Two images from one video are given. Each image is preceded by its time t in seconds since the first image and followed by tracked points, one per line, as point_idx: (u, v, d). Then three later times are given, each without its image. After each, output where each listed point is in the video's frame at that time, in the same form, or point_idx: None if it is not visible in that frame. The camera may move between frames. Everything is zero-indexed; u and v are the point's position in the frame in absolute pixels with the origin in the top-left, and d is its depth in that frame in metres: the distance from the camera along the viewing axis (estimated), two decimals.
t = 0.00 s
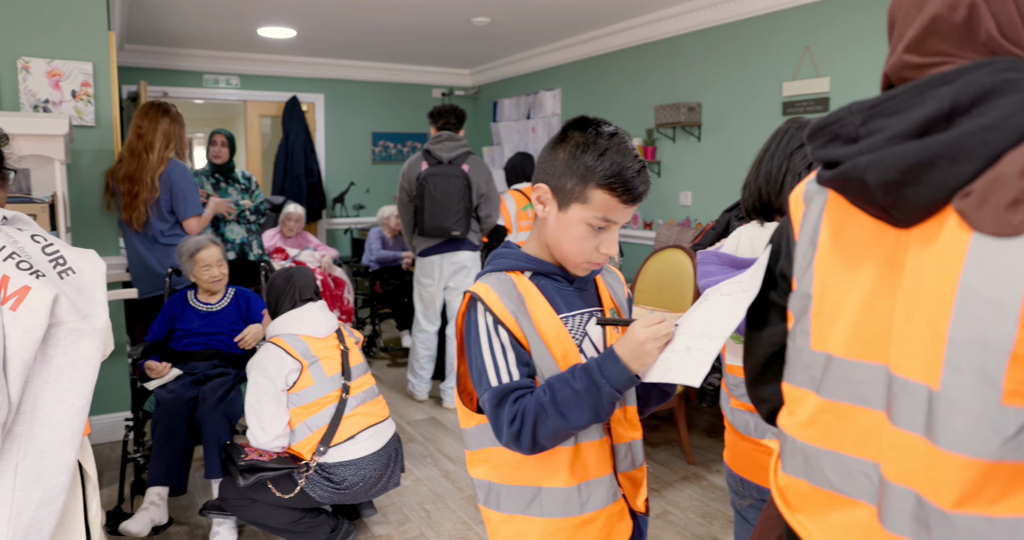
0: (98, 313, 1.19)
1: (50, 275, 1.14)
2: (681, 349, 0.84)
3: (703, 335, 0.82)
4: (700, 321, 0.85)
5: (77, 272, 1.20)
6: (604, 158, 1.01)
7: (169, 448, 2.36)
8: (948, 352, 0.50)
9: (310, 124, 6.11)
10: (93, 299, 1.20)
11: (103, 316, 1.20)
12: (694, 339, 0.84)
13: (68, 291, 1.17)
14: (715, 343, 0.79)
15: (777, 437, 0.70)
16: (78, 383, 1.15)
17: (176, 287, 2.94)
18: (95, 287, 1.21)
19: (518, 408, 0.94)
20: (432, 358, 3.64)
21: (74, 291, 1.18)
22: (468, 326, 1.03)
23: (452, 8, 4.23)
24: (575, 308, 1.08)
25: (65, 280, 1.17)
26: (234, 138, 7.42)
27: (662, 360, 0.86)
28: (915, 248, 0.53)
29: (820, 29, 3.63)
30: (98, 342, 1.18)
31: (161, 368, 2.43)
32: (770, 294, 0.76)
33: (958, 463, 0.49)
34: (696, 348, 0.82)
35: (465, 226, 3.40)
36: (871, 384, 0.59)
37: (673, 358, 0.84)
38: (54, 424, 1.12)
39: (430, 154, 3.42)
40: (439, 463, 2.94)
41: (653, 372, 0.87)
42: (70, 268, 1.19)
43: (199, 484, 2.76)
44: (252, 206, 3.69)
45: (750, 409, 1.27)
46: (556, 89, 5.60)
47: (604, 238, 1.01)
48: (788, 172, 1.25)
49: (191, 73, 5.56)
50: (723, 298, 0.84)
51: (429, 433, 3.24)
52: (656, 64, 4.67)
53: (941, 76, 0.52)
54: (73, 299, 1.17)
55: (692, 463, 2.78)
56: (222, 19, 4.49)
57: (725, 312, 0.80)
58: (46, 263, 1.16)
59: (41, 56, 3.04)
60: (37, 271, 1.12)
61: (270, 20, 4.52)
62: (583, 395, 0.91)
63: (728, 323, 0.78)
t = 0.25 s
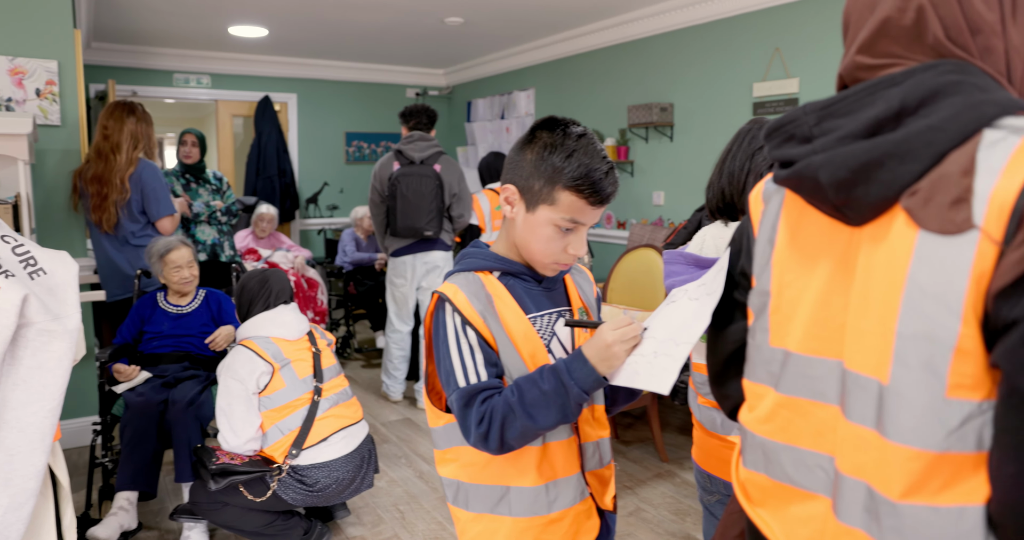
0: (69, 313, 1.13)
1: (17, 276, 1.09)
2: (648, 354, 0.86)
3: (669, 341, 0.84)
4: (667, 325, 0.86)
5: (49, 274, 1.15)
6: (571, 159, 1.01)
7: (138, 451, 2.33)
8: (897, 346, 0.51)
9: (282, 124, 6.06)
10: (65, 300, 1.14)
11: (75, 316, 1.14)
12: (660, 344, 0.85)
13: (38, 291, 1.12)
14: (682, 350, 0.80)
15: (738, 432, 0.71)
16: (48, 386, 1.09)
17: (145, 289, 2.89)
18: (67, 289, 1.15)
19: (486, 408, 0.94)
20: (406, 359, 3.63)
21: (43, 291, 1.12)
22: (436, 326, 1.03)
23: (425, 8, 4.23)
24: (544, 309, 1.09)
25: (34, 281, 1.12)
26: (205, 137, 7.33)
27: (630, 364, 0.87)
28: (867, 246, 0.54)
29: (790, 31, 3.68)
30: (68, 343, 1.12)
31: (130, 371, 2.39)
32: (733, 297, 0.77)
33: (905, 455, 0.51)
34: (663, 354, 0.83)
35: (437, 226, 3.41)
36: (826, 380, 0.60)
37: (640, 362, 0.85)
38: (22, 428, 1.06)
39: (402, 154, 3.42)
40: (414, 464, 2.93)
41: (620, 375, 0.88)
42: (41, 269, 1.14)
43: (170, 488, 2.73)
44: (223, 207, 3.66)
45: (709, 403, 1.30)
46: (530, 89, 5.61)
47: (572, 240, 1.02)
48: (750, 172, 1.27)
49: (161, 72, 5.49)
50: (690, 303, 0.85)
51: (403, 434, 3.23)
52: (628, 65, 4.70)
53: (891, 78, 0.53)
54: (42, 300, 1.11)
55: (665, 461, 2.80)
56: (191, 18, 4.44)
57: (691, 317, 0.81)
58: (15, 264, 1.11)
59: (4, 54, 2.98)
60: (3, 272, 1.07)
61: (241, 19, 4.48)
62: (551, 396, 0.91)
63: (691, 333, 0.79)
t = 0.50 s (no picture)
0: (29, 315, 1.24)
1: None
2: (614, 354, 0.87)
3: (635, 340, 0.85)
4: (634, 325, 0.88)
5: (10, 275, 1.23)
6: (538, 161, 1.02)
7: (106, 456, 2.30)
8: (842, 340, 0.53)
9: (254, 123, 6.00)
10: (27, 301, 1.25)
11: (35, 319, 1.26)
12: (626, 344, 0.86)
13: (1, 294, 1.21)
14: (647, 347, 0.82)
15: (700, 429, 0.73)
16: (10, 381, 1.20)
17: (112, 291, 2.85)
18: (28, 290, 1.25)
19: (454, 409, 0.94)
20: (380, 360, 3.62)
21: (6, 294, 1.22)
22: (405, 327, 1.03)
23: (398, 8, 4.22)
24: (512, 309, 1.09)
25: None
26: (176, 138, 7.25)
27: (596, 365, 0.89)
28: (816, 245, 0.56)
29: (759, 33, 3.73)
30: (29, 343, 1.24)
31: (98, 374, 2.37)
32: (697, 296, 0.79)
33: (849, 446, 0.52)
34: (629, 354, 0.85)
35: (409, 226, 3.40)
36: (779, 375, 0.61)
37: (607, 362, 0.87)
38: None
39: (373, 155, 3.41)
40: (388, 465, 2.92)
41: (588, 376, 0.89)
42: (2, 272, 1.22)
43: (140, 492, 2.70)
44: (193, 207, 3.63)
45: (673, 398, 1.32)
46: (504, 90, 5.62)
47: (539, 241, 1.03)
48: (714, 173, 1.29)
49: (130, 71, 5.41)
50: (655, 303, 0.85)
51: (377, 435, 3.22)
52: (601, 66, 4.73)
53: (836, 81, 0.55)
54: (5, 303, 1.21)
55: (638, 459, 2.82)
56: (160, 16, 4.39)
57: (655, 315, 0.82)
58: None
59: None
60: None
61: (211, 18, 4.44)
62: (519, 396, 0.92)
63: (656, 333, 0.80)
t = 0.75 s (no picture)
0: None
1: None
2: (582, 354, 0.87)
3: (604, 341, 0.85)
4: (602, 325, 0.88)
5: None
6: (507, 161, 1.02)
7: (72, 461, 2.26)
8: (779, 333, 0.55)
9: (225, 123, 5.93)
10: None
11: None
12: (595, 344, 0.87)
13: None
14: (615, 349, 0.82)
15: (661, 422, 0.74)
16: None
17: (78, 293, 2.80)
18: None
19: (423, 409, 0.94)
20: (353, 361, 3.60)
21: None
22: (374, 327, 1.03)
23: (369, 7, 4.20)
24: (481, 308, 1.09)
25: None
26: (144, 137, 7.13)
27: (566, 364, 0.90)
28: (761, 241, 0.58)
29: (729, 34, 3.76)
30: None
31: (62, 379, 2.33)
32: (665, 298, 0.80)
33: (788, 435, 0.54)
34: (596, 354, 0.85)
35: (381, 226, 3.39)
36: (728, 368, 0.63)
37: (575, 362, 0.87)
38: None
39: (344, 155, 3.38)
40: (361, 466, 2.91)
41: (557, 374, 0.89)
42: None
43: (107, 498, 2.65)
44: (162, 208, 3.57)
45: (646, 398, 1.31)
46: (477, 89, 5.61)
47: (508, 241, 1.03)
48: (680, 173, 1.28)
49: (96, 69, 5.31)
50: (623, 304, 0.87)
51: (350, 437, 3.20)
52: (573, 66, 4.74)
53: (779, 84, 0.59)
54: None
55: (611, 457, 2.83)
56: (127, 13, 4.32)
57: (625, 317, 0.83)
58: None
59: None
60: None
61: (179, 16, 4.38)
62: (488, 396, 0.92)
63: (622, 333, 0.82)
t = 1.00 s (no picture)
0: None
1: None
2: (554, 353, 0.88)
3: (574, 340, 0.86)
4: (571, 324, 0.89)
5: None
6: (475, 163, 1.03)
7: (37, 466, 2.23)
8: (721, 328, 0.58)
9: (194, 122, 5.86)
10: None
11: None
12: (566, 344, 0.87)
13: None
14: (586, 350, 0.82)
15: (623, 415, 0.76)
16: None
17: (42, 296, 2.75)
18: None
19: (394, 408, 0.94)
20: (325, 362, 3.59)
21: None
22: (343, 327, 1.03)
23: (341, 7, 4.18)
24: (451, 307, 1.10)
25: None
26: (112, 137, 7.03)
27: (536, 361, 0.91)
28: (709, 239, 0.62)
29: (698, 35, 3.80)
30: None
31: (27, 382, 2.29)
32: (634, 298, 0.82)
33: (727, 426, 0.57)
34: (568, 354, 0.86)
35: (352, 226, 3.38)
36: (679, 362, 0.65)
37: (546, 361, 0.88)
38: None
39: (316, 155, 3.37)
40: (334, 467, 2.90)
41: (527, 373, 0.90)
42: None
43: (73, 504, 2.61)
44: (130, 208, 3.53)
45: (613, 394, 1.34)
46: (450, 89, 5.61)
47: (476, 241, 1.04)
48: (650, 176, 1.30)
49: (61, 66, 5.21)
50: (593, 302, 0.88)
51: (323, 438, 3.19)
52: (545, 66, 4.76)
53: (728, 88, 0.61)
54: None
55: (584, 455, 2.85)
56: (93, 11, 4.26)
57: (596, 318, 0.84)
58: None
59: None
60: None
61: (147, 14, 4.33)
62: (459, 395, 0.93)
63: (597, 332, 0.81)
